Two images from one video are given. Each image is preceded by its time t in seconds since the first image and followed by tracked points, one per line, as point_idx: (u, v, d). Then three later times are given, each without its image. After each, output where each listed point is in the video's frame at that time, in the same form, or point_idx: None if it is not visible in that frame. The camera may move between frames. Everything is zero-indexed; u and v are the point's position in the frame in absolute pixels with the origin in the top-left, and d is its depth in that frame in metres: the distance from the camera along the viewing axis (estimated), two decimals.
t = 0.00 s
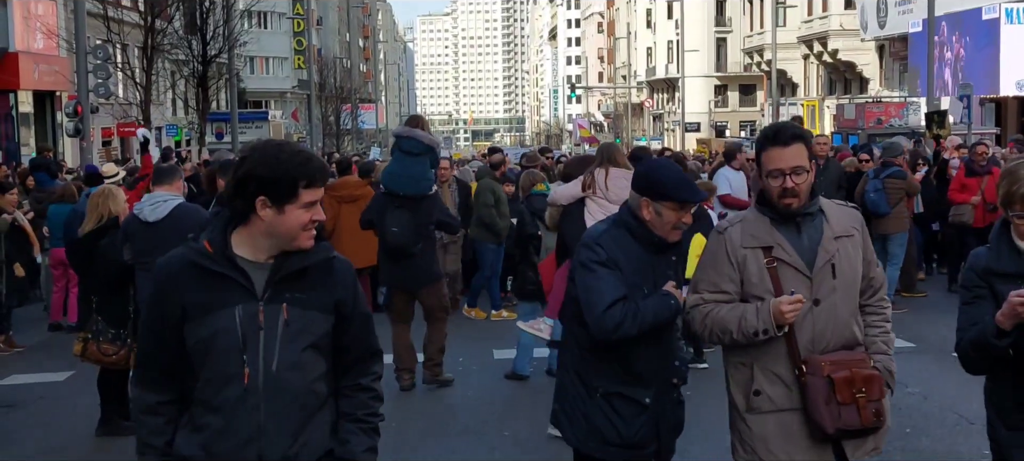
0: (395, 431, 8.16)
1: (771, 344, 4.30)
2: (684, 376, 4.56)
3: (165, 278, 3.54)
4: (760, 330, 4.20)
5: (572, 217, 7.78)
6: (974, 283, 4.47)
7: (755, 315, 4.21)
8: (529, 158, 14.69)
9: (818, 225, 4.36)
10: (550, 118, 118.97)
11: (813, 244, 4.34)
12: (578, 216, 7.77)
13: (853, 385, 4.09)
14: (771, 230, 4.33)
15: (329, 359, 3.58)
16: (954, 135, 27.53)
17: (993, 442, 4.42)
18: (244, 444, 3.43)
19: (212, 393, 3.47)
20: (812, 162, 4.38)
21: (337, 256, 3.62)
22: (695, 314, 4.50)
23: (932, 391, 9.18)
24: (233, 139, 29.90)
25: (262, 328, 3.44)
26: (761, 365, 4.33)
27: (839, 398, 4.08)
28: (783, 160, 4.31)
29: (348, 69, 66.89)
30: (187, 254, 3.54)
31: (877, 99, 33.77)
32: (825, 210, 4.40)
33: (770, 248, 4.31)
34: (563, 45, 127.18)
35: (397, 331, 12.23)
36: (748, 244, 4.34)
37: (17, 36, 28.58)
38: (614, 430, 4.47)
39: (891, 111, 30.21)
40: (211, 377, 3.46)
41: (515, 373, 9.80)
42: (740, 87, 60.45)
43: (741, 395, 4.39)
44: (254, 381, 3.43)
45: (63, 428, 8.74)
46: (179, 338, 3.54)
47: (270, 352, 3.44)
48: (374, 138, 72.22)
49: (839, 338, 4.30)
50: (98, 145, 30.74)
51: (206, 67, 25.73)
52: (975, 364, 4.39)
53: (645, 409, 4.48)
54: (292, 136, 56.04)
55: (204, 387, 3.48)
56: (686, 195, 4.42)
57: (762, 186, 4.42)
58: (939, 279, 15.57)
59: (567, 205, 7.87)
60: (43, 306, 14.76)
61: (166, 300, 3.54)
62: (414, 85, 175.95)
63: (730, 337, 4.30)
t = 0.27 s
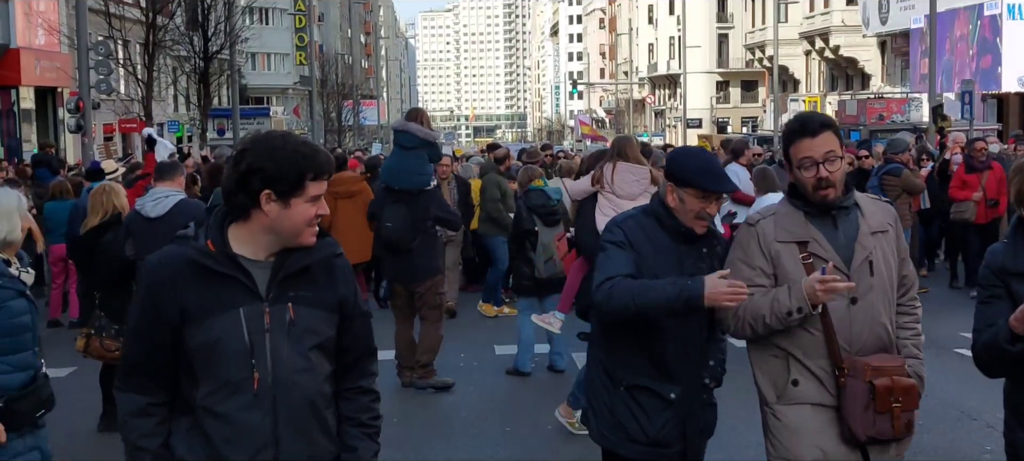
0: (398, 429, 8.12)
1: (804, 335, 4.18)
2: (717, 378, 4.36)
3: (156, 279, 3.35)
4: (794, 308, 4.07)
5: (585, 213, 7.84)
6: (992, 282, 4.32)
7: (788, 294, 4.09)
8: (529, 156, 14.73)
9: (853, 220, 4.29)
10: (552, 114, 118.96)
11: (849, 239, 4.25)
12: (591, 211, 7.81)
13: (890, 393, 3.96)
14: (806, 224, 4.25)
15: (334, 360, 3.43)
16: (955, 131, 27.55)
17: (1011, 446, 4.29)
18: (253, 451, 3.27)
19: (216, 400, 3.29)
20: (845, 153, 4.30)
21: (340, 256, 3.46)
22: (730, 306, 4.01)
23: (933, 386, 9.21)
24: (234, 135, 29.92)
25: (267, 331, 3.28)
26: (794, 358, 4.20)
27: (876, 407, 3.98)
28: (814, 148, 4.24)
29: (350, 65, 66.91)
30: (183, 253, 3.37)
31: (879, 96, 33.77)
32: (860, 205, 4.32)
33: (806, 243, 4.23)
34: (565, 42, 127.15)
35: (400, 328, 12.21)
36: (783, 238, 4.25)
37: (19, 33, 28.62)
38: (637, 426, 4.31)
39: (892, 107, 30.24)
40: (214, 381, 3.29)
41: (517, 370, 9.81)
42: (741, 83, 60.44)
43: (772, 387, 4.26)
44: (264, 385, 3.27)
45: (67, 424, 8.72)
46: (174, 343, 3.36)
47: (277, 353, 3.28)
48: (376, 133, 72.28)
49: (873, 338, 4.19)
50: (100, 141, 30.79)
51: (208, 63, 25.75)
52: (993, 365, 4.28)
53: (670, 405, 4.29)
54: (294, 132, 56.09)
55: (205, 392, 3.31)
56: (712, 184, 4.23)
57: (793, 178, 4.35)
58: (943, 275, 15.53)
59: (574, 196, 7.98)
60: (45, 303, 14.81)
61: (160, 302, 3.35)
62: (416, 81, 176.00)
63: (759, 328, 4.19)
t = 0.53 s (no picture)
0: (400, 426, 8.07)
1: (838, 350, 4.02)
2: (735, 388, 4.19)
3: (176, 282, 2.95)
4: (820, 308, 3.91)
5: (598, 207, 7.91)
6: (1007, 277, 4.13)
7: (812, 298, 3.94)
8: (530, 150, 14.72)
9: (879, 228, 4.13)
10: (553, 109, 119.03)
11: (878, 248, 4.10)
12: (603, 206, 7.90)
13: (926, 409, 3.78)
14: (831, 233, 4.10)
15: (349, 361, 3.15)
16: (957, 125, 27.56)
17: None
18: None
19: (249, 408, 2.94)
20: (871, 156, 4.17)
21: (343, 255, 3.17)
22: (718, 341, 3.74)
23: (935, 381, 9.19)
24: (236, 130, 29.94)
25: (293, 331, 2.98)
26: (825, 378, 4.04)
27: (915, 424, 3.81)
28: (839, 154, 4.08)
29: (351, 60, 66.94)
30: (203, 252, 3.00)
31: (881, 90, 33.74)
32: (885, 212, 4.16)
33: (832, 253, 4.08)
34: (566, 36, 127.18)
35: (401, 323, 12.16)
36: (809, 248, 4.10)
37: (19, 29, 28.64)
38: (652, 437, 4.15)
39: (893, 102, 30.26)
40: (251, 384, 2.94)
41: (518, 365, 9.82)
42: (742, 78, 60.49)
43: (803, 409, 4.09)
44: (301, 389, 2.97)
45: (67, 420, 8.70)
46: (202, 350, 2.96)
47: (310, 351, 2.99)
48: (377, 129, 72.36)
49: (906, 352, 4.02)
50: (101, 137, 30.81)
51: (208, 58, 25.73)
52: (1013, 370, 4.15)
53: (686, 417, 4.11)
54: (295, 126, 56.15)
55: (240, 399, 2.94)
56: (732, 185, 4.00)
57: (815, 183, 4.19)
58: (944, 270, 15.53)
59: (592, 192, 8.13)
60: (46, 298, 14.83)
61: (179, 306, 2.95)
62: (417, 76, 176.05)
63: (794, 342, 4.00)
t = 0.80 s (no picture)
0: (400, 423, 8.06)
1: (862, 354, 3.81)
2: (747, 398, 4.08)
3: (243, 296, 2.91)
4: (852, 335, 3.72)
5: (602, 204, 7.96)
6: None
7: (845, 316, 3.75)
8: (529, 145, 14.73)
9: (903, 222, 3.93)
10: (552, 105, 119.01)
11: (903, 244, 3.89)
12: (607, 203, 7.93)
13: (958, 412, 3.55)
14: (854, 227, 3.87)
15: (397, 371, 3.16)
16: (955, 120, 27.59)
17: None
18: None
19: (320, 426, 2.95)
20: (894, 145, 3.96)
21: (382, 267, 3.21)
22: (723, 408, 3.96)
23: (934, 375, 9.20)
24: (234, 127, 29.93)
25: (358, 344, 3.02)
26: (848, 382, 3.84)
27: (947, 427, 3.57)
28: (865, 140, 3.87)
29: (350, 56, 66.94)
30: (268, 267, 2.97)
31: (879, 85, 33.74)
32: (908, 203, 3.98)
33: (856, 249, 3.86)
34: (564, 32, 127.15)
35: (404, 318, 12.15)
36: (836, 243, 3.86)
37: (17, 26, 28.64)
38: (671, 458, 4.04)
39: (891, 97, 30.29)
40: (318, 403, 2.94)
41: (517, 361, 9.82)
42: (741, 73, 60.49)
43: (824, 420, 3.89)
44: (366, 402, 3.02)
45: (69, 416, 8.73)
46: (269, 367, 2.93)
47: (373, 363, 3.05)
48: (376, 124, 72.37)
49: (934, 354, 3.82)
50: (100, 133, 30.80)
51: (207, 55, 25.70)
52: None
53: (699, 438, 4.02)
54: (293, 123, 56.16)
55: (308, 418, 2.94)
56: (725, 190, 3.95)
57: (835, 175, 4.00)
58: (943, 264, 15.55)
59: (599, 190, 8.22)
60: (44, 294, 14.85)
61: (245, 322, 2.91)
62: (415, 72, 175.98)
63: (816, 348, 3.81)
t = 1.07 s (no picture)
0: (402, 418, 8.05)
1: (896, 364, 3.58)
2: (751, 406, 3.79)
3: (346, 270, 2.91)
4: (893, 342, 3.49)
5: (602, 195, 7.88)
6: None
7: (885, 324, 3.51)
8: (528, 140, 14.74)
9: (942, 217, 3.70)
10: (552, 99, 119.03)
11: (940, 242, 3.66)
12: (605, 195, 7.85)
13: (1002, 412, 3.40)
14: (889, 224, 3.63)
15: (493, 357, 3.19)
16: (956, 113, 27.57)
17: None
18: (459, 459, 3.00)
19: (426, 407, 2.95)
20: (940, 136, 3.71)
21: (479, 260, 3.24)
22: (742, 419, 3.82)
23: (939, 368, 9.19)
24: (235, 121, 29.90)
25: (464, 326, 3.04)
26: (876, 397, 3.61)
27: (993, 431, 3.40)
28: (904, 129, 3.64)
29: (349, 51, 66.92)
30: (372, 248, 2.96)
31: (880, 78, 33.74)
32: (947, 199, 3.74)
33: (890, 246, 3.62)
34: (564, 26, 127.13)
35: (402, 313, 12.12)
36: (870, 241, 3.62)
37: (18, 21, 28.61)
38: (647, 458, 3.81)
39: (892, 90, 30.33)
40: (426, 387, 2.95)
41: (517, 355, 9.82)
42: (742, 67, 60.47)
43: (853, 432, 3.64)
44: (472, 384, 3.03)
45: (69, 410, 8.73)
46: (375, 351, 2.92)
47: (475, 347, 3.06)
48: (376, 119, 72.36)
49: (974, 356, 3.60)
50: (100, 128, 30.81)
51: (207, 49, 25.64)
52: None
53: (686, 439, 3.75)
54: (293, 117, 56.17)
55: (417, 403, 2.94)
56: (713, 177, 3.72)
57: (873, 166, 3.75)
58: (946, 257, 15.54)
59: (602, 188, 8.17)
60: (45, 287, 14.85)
61: (355, 304, 2.90)
62: (416, 66, 175.97)
63: (852, 355, 3.57)
